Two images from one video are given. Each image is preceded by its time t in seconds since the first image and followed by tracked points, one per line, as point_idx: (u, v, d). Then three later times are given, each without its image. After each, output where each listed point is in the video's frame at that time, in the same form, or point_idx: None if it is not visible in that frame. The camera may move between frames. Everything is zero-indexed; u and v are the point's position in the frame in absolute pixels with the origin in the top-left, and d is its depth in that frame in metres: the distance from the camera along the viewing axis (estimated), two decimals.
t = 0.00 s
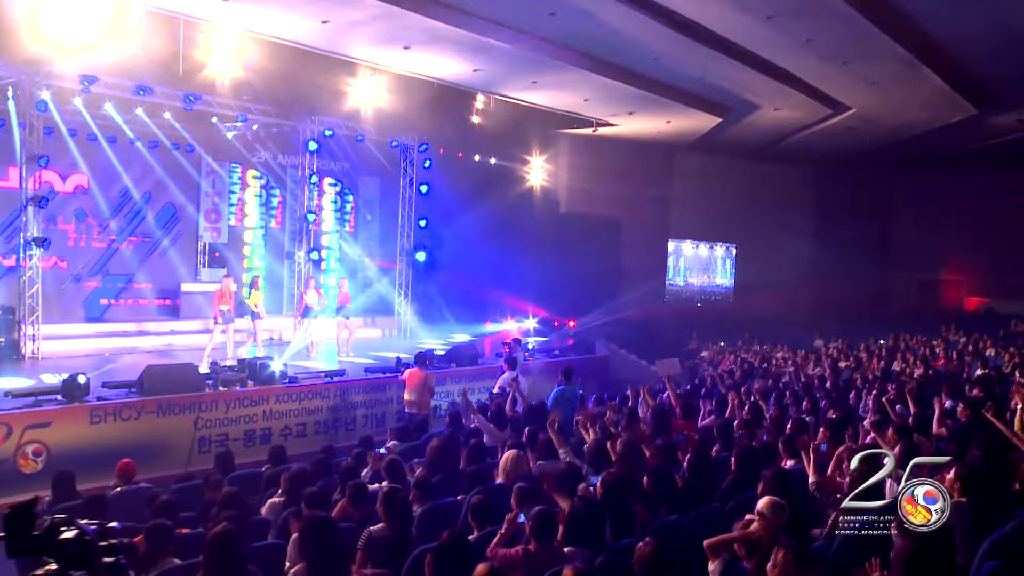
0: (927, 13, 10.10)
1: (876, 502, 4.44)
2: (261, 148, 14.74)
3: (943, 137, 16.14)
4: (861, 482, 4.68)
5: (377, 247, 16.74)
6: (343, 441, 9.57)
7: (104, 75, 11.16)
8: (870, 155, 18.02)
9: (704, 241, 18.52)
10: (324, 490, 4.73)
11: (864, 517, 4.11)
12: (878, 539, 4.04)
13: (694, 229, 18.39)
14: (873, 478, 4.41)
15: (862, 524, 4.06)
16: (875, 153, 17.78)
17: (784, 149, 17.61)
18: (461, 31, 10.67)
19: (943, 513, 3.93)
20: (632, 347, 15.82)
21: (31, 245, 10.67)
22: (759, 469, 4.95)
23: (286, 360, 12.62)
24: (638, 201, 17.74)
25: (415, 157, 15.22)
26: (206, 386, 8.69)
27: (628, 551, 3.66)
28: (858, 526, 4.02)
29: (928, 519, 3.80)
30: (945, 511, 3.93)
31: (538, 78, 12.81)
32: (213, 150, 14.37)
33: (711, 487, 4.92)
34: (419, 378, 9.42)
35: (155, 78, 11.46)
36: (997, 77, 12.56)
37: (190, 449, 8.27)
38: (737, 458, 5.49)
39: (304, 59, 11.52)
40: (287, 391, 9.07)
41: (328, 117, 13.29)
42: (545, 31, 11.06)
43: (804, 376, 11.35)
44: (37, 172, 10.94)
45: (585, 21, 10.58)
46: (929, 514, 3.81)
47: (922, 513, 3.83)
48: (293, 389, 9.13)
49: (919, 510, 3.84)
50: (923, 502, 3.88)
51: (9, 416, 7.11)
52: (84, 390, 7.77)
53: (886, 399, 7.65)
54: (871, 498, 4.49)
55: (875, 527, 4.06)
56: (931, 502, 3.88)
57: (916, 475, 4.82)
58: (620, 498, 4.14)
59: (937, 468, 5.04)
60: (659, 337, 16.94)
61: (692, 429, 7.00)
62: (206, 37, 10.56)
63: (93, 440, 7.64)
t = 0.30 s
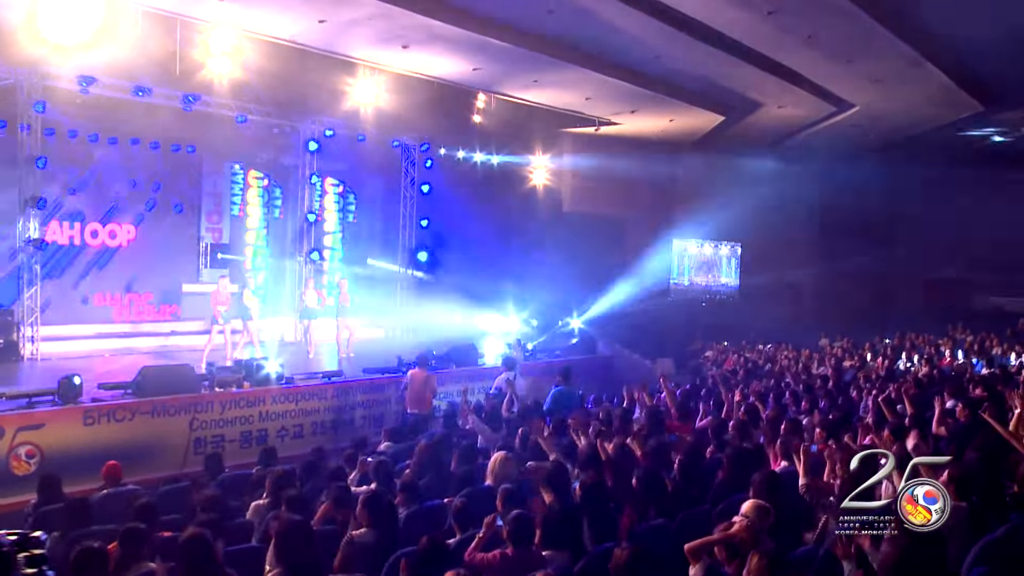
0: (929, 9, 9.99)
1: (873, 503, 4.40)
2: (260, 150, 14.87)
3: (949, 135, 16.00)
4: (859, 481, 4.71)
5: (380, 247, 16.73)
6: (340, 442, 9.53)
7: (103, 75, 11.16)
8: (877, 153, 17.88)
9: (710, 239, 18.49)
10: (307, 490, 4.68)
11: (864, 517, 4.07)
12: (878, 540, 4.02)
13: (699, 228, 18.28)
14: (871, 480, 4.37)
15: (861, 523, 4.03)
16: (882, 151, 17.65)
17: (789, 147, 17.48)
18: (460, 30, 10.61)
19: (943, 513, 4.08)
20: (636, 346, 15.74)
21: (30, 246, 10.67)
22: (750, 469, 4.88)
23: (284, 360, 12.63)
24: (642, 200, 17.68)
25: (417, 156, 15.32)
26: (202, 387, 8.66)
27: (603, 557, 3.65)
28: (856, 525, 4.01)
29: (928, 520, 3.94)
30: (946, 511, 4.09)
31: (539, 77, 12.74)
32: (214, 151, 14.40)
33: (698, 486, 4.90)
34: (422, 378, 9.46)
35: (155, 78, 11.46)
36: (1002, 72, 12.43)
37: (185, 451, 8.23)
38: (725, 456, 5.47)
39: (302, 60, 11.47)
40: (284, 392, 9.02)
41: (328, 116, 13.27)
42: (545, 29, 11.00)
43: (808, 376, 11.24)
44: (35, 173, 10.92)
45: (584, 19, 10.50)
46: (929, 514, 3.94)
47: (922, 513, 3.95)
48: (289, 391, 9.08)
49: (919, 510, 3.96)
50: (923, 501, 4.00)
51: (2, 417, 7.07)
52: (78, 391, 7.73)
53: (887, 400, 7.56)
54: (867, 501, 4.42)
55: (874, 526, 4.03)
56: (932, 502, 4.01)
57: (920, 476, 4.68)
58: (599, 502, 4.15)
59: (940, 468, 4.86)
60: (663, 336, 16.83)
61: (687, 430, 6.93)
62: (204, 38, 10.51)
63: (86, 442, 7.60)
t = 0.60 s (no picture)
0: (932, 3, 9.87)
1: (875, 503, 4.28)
2: (265, 148, 14.40)
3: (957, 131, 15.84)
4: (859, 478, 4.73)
5: (383, 245, 16.84)
6: (337, 442, 9.48)
7: (103, 75, 11.16)
8: (886, 149, 17.67)
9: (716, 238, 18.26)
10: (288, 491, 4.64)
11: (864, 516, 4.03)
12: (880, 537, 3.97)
13: (705, 226, 18.17)
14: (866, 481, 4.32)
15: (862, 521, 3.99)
16: (892, 147, 17.43)
17: (797, 144, 17.31)
18: (458, 27, 10.55)
19: (944, 513, 4.24)
20: (641, 344, 15.65)
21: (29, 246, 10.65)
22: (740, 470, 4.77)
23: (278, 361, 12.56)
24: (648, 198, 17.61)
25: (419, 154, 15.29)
26: (198, 386, 8.66)
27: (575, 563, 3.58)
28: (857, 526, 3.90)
29: (928, 518, 4.24)
30: (947, 511, 4.24)
31: (539, 73, 12.64)
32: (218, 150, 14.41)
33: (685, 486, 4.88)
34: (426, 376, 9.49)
35: (154, 78, 11.44)
36: (1008, 67, 12.29)
37: (180, 450, 8.21)
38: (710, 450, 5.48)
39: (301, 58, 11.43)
40: (280, 391, 8.97)
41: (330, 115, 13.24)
42: (544, 25, 10.90)
43: (812, 374, 11.09)
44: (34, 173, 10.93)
45: (583, 15, 10.43)
46: (930, 514, 4.22)
47: (922, 513, 4.23)
48: (285, 391, 9.04)
49: (919, 510, 4.22)
50: (924, 501, 4.23)
51: None
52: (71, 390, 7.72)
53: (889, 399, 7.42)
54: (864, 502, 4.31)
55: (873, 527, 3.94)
56: (933, 502, 4.23)
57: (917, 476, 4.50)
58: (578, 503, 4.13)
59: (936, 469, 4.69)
60: (668, 336, 16.72)
61: (683, 429, 6.83)
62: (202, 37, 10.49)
63: (81, 442, 7.60)
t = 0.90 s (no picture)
0: None
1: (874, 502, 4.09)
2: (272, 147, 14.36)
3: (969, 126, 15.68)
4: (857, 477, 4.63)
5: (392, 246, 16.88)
6: (339, 441, 9.45)
7: (107, 76, 11.16)
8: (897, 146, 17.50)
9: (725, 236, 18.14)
10: (276, 494, 4.64)
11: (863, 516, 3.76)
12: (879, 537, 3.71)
13: (714, 224, 18.07)
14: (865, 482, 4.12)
15: (861, 523, 3.71)
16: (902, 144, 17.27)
17: (807, 141, 17.17)
18: (461, 25, 10.51)
19: (944, 513, 4.12)
20: (649, 343, 15.58)
21: (34, 247, 10.65)
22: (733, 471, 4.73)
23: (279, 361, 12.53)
24: (656, 197, 17.53)
25: (426, 154, 15.33)
26: (200, 386, 8.65)
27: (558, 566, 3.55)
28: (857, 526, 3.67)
29: (928, 518, 4.11)
30: (946, 511, 4.12)
31: (545, 71, 12.59)
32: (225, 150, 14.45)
33: (683, 485, 4.89)
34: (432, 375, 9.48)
35: (158, 78, 11.43)
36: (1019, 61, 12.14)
37: (181, 450, 8.20)
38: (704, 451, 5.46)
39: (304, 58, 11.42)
40: (282, 391, 8.96)
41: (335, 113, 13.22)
42: (547, 22, 10.84)
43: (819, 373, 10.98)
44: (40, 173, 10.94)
45: (586, 12, 10.36)
46: (929, 514, 4.08)
47: (923, 514, 4.09)
48: (287, 390, 9.02)
49: (920, 510, 4.07)
50: (924, 501, 4.08)
51: None
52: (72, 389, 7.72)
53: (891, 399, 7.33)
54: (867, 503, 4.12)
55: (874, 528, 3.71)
56: (933, 502, 4.09)
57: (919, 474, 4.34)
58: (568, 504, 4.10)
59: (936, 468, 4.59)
60: (677, 335, 16.60)
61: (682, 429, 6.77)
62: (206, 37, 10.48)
63: (81, 442, 7.59)
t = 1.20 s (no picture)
0: None
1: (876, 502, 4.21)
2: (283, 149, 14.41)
3: (986, 124, 15.49)
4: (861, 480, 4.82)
5: (403, 247, 16.91)
6: (343, 443, 9.44)
7: (116, 79, 11.21)
8: (914, 143, 17.30)
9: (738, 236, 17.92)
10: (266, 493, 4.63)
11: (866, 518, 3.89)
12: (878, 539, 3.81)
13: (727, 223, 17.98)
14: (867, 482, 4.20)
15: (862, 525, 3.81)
16: (920, 141, 17.06)
17: (822, 139, 17.00)
18: (467, 24, 10.48)
19: (945, 513, 4.09)
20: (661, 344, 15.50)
21: (43, 248, 10.69)
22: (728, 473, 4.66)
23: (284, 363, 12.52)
24: (668, 197, 17.47)
25: (436, 153, 15.28)
26: (205, 387, 8.68)
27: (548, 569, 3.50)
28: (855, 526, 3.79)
29: (928, 518, 4.12)
30: (948, 511, 4.09)
31: (553, 70, 12.54)
32: (235, 152, 14.51)
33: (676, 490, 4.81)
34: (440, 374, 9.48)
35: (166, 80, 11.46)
36: None
37: (185, 451, 8.22)
38: (702, 452, 5.42)
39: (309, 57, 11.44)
40: (286, 392, 8.96)
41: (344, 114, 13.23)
42: (554, 22, 10.79)
43: (830, 374, 10.85)
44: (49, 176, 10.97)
45: (594, 10, 10.31)
46: (929, 514, 4.10)
47: (923, 513, 4.12)
48: (292, 391, 9.03)
49: (919, 510, 4.12)
50: (924, 501, 4.12)
51: None
52: (76, 392, 7.76)
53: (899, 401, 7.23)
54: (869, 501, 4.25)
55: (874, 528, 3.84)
56: (933, 502, 4.11)
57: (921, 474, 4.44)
58: (552, 506, 4.05)
59: (932, 469, 4.60)
60: (690, 335, 16.48)
61: (684, 430, 6.69)
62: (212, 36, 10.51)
63: (85, 443, 7.62)
